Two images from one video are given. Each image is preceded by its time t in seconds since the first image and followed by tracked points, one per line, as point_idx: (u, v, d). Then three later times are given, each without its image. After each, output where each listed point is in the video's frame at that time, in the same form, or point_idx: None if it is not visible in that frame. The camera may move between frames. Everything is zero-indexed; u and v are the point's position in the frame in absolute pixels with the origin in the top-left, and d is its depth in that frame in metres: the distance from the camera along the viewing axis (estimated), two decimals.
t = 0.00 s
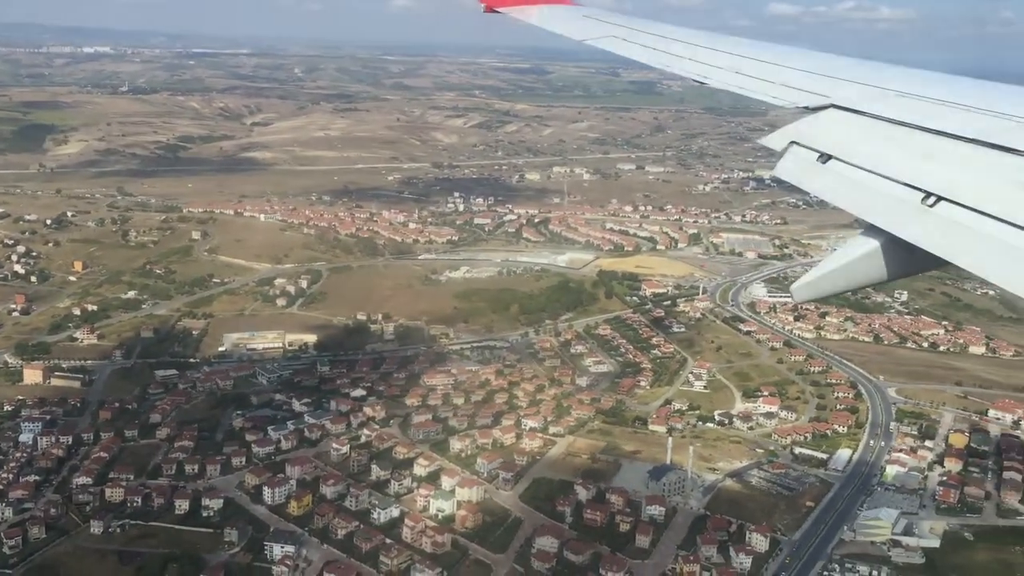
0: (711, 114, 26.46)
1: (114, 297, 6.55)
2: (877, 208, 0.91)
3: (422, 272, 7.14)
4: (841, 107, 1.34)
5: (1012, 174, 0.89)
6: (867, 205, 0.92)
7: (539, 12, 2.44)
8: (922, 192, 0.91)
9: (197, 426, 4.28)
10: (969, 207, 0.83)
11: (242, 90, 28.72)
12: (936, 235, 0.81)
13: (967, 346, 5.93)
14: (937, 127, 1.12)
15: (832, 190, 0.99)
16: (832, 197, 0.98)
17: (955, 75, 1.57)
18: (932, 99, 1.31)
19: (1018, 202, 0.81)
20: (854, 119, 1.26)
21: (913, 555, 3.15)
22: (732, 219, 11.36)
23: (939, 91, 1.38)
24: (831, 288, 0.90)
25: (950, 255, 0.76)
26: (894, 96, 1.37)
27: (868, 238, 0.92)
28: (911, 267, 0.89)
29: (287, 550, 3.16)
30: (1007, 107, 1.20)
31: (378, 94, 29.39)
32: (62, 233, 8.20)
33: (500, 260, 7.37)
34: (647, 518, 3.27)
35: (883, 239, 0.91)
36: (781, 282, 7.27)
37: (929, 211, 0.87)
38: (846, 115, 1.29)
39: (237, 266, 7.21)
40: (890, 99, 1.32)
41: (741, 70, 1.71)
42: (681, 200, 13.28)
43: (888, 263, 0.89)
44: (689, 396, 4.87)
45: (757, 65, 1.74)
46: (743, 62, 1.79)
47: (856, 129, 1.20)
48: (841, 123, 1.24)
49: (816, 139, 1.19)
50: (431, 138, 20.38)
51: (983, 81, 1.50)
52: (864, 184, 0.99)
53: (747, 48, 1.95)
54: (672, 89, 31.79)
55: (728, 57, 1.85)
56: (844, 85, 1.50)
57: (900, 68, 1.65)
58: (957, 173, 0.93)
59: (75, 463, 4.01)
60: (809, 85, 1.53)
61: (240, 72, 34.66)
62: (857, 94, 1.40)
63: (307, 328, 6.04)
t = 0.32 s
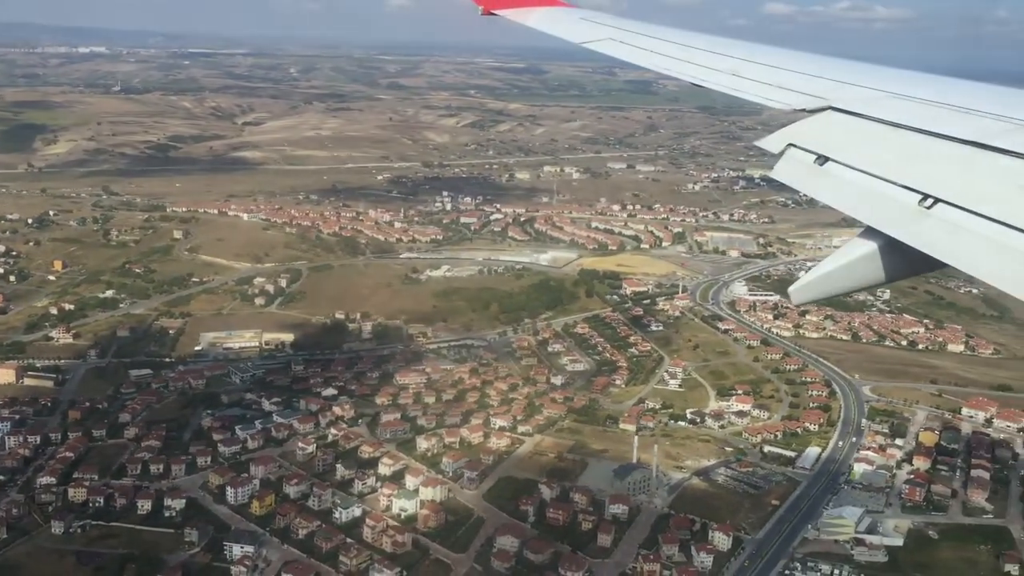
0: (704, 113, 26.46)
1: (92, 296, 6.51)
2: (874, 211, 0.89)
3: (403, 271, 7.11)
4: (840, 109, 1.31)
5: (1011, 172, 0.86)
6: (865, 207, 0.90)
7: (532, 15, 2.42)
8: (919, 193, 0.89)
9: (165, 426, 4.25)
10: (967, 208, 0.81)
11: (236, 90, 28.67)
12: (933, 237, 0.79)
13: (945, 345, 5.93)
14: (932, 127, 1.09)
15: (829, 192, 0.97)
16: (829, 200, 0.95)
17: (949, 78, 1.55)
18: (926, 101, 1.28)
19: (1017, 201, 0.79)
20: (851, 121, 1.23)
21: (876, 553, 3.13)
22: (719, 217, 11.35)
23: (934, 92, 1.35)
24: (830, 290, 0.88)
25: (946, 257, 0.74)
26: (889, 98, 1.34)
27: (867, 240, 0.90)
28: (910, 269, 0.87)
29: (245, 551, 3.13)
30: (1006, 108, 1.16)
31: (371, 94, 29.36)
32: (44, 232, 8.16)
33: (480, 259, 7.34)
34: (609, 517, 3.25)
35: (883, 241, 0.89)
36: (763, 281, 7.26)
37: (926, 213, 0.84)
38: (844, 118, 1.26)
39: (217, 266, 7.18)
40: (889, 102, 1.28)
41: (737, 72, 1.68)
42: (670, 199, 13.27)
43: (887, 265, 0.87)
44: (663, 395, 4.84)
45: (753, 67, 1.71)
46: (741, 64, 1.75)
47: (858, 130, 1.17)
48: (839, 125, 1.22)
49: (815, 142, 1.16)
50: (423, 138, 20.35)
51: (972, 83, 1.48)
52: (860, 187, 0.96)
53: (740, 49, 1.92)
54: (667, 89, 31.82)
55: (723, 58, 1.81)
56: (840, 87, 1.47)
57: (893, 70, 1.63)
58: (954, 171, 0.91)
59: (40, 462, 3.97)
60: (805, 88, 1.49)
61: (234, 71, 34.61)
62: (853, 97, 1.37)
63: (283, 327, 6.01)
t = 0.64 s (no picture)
0: (697, 114, 26.46)
1: (66, 296, 6.47)
2: (873, 212, 0.88)
3: (381, 271, 7.08)
4: (836, 112, 1.28)
5: (1009, 178, 0.85)
6: (862, 209, 0.88)
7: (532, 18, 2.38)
8: (916, 195, 0.88)
9: (128, 427, 4.22)
10: (968, 211, 0.80)
11: (229, 90, 28.63)
12: (935, 241, 0.78)
13: (921, 343, 5.92)
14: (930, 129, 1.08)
15: (826, 192, 0.95)
16: (826, 199, 0.93)
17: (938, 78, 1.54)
18: (920, 103, 1.26)
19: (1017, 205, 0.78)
20: (848, 123, 1.21)
21: (834, 552, 3.11)
22: (705, 217, 11.34)
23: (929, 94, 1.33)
24: (827, 291, 0.85)
25: (952, 262, 0.73)
26: (885, 100, 1.32)
27: (865, 240, 0.88)
28: (906, 270, 0.85)
29: (200, 552, 3.10)
30: (1001, 112, 1.15)
31: (364, 94, 29.33)
32: (23, 233, 8.12)
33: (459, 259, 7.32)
34: (566, 517, 3.23)
35: (879, 242, 0.87)
36: (743, 280, 7.25)
37: (924, 216, 0.83)
38: (839, 120, 1.24)
39: (194, 266, 7.15)
40: (886, 104, 1.26)
41: (731, 74, 1.65)
42: (657, 199, 13.27)
43: (883, 266, 0.85)
44: (635, 394, 4.81)
45: (747, 69, 1.68)
46: (735, 64, 1.72)
47: (854, 131, 1.15)
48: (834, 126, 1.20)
49: (810, 141, 1.14)
50: (413, 138, 20.32)
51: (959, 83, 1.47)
52: (857, 188, 0.95)
53: (724, 51, 1.89)
54: (662, 90, 31.82)
55: (712, 60, 1.79)
56: (834, 89, 1.45)
57: (883, 71, 1.61)
58: (951, 175, 0.90)
59: None
60: (801, 88, 1.47)
61: (229, 72, 34.58)
62: (850, 98, 1.35)
63: (256, 327, 5.98)
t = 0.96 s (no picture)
0: (692, 112, 26.46)
1: (46, 296, 6.45)
2: (872, 211, 0.86)
3: (363, 270, 7.08)
4: (834, 111, 1.28)
5: (1010, 178, 0.84)
6: (861, 208, 0.87)
7: (531, 18, 2.35)
8: (914, 194, 0.86)
9: (98, 427, 4.20)
10: (968, 210, 0.79)
11: (224, 90, 28.59)
12: (937, 240, 0.76)
13: (901, 340, 5.91)
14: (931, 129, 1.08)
15: (826, 192, 0.93)
16: (824, 199, 0.92)
17: (935, 77, 1.55)
18: (920, 103, 1.26)
19: (1017, 206, 0.77)
20: (845, 122, 1.20)
21: (799, 549, 3.09)
22: (694, 215, 11.34)
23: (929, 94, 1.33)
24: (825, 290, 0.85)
25: (952, 262, 0.71)
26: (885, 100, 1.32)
27: (864, 240, 0.87)
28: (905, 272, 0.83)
29: (162, 552, 3.08)
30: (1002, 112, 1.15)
31: (359, 94, 29.31)
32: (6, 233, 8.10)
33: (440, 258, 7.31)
34: (531, 515, 3.22)
35: (877, 242, 0.86)
36: (726, 278, 7.24)
37: (923, 214, 0.82)
38: (837, 119, 1.23)
39: (176, 265, 7.13)
40: (888, 104, 1.26)
41: (729, 74, 1.64)
42: (647, 197, 13.27)
43: (880, 266, 0.84)
44: (610, 392, 4.78)
45: (745, 69, 1.68)
46: (733, 64, 1.71)
47: (852, 130, 1.14)
48: (832, 125, 1.19)
49: (806, 140, 1.12)
50: (406, 137, 20.30)
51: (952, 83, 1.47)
52: (855, 187, 0.93)
53: (715, 50, 1.89)
54: (658, 88, 31.81)
55: (706, 61, 1.78)
56: (832, 88, 1.45)
57: (880, 70, 1.61)
58: (949, 175, 0.88)
59: None
60: (802, 87, 1.46)
61: (226, 73, 34.55)
62: (850, 98, 1.34)
63: (235, 326, 5.97)
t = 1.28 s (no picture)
0: (688, 109, 26.39)
1: (23, 292, 6.41)
2: (873, 210, 0.89)
3: (344, 267, 7.05)
4: (836, 108, 1.35)
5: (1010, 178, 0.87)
6: (862, 207, 0.90)
7: (532, 19, 2.36)
8: (914, 194, 0.90)
9: (64, 425, 4.17)
10: (967, 209, 0.82)
11: (219, 88, 28.47)
12: (935, 238, 0.79)
13: (881, 337, 5.89)
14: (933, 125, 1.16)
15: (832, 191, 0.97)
16: (829, 199, 0.95)
17: (928, 81, 1.63)
18: (926, 104, 1.36)
19: (1015, 205, 0.80)
20: (844, 121, 1.27)
21: (759, 547, 3.07)
22: (684, 212, 11.30)
23: (934, 96, 1.43)
24: (825, 288, 0.88)
25: (950, 258, 0.74)
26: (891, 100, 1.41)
27: (865, 239, 0.90)
28: (903, 271, 0.86)
29: (118, 551, 3.05)
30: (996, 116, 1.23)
31: (355, 91, 29.20)
32: None
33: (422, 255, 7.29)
34: (491, 513, 3.19)
35: (876, 241, 0.89)
36: (708, 275, 7.21)
37: (923, 212, 0.85)
38: (837, 117, 1.30)
39: (156, 263, 7.10)
40: (888, 106, 1.33)
41: (735, 74, 1.71)
42: (638, 194, 13.22)
43: (879, 266, 0.87)
44: (584, 389, 4.75)
45: (747, 69, 1.74)
46: (735, 65, 1.78)
47: (855, 131, 1.19)
48: (833, 125, 1.25)
49: (811, 142, 1.17)
50: (399, 134, 20.24)
51: (947, 86, 1.57)
52: (857, 187, 0.96)
53: (713, 51, 1.95)
54: (656, 84, 31.70)
55: (711, 62, 1.85)
56: (837, 89, 1.53)
57: (877, 72, 1.71)
58: (950, 176, 0.92)
59: None
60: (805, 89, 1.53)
61: (223, 71, 34.44)
62: (851, 99, 1.41)
63: (212, 323, 5.93)
